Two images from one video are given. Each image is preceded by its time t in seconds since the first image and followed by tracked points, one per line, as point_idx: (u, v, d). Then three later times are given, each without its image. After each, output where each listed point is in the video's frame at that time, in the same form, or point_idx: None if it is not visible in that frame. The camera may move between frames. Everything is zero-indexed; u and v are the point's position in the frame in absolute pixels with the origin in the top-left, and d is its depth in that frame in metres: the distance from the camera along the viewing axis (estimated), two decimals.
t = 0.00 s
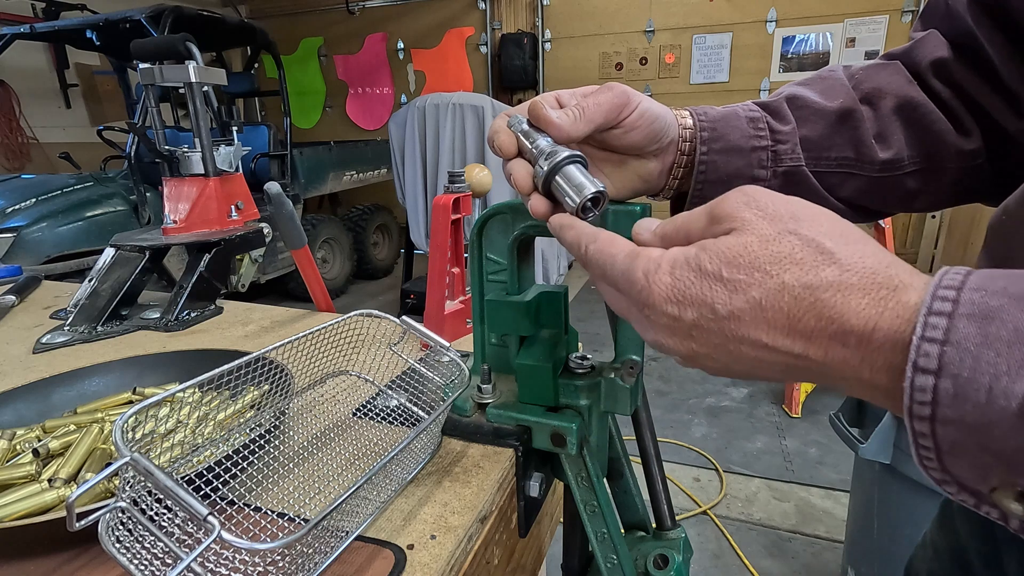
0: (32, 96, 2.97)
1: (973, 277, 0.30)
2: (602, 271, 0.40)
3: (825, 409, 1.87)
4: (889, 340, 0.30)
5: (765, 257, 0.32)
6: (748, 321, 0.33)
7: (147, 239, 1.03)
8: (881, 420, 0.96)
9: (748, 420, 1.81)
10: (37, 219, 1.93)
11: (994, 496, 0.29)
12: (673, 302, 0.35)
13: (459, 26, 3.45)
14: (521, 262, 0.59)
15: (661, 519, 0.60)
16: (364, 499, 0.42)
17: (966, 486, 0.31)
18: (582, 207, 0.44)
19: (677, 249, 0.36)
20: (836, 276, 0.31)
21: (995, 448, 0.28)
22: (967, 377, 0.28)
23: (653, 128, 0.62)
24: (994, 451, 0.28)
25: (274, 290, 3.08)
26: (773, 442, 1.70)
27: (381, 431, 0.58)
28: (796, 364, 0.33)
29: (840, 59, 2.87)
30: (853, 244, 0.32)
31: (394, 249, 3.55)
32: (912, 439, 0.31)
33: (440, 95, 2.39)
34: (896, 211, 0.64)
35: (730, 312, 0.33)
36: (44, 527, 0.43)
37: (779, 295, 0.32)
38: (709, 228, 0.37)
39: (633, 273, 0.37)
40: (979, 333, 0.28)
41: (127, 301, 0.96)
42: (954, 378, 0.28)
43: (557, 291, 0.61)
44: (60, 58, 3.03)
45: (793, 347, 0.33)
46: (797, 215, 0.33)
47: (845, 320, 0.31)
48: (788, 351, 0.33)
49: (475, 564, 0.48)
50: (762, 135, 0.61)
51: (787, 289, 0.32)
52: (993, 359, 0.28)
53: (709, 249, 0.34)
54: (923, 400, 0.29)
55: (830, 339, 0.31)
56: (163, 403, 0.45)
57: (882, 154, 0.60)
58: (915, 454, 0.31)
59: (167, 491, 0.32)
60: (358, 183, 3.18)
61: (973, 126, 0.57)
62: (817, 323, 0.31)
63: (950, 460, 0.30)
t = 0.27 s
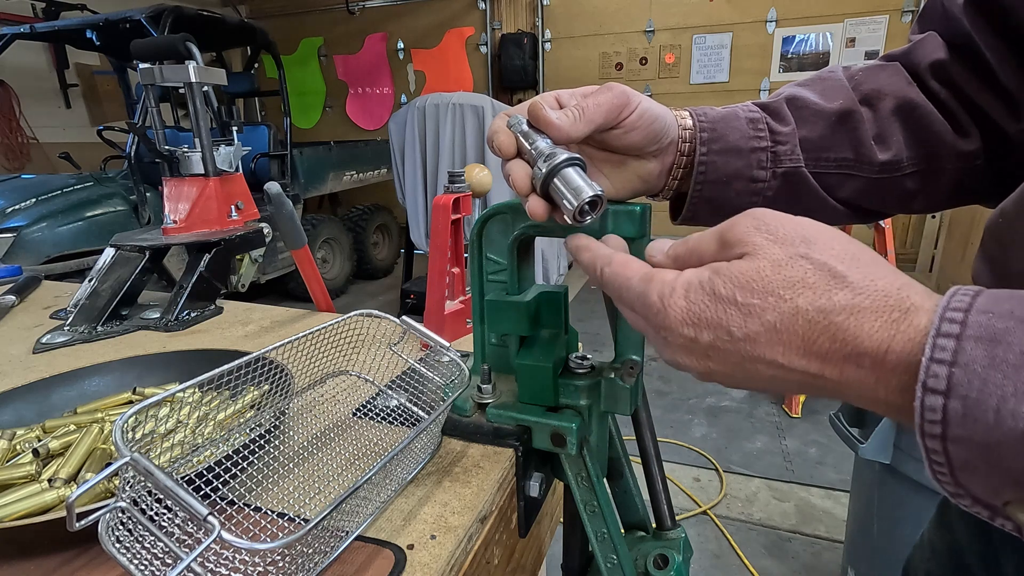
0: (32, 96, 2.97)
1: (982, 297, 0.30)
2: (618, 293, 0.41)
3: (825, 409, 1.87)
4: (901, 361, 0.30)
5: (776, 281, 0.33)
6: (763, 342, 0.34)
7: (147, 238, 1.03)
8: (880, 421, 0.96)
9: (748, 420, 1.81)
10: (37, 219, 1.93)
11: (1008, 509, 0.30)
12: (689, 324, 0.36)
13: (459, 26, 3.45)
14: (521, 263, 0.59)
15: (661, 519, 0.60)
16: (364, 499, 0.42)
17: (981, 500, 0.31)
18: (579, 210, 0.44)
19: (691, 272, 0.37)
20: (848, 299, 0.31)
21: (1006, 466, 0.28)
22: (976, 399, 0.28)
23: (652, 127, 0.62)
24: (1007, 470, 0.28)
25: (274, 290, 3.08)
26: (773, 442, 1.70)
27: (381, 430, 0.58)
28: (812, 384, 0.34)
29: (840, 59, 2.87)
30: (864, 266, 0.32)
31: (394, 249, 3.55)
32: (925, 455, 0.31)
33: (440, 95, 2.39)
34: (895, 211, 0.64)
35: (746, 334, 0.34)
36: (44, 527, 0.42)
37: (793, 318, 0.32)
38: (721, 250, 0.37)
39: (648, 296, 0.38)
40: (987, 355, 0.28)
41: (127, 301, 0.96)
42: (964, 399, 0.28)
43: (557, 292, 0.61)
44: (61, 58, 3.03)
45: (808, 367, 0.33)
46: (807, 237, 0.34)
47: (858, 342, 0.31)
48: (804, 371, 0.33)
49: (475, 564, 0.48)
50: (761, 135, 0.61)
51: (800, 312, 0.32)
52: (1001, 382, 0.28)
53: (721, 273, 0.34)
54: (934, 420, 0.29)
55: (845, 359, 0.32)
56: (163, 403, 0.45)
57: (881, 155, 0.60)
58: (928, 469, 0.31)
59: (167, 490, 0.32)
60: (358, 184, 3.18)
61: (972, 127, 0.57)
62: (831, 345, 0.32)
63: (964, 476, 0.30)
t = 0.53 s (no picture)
0: (32, 96, 2.97)
1: (980, 300, 0.30)
2: (616, 298, 0.41)
3: (825, 409, 1.87)
4: (899, 365, 0.30)
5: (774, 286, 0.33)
6: (762, 347, 0.34)
7: (147, 238, 1.03)
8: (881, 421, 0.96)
9: (748, 420, 1.81)
10: (37, 219, 1.93)
11: (1008, 513, 0.29)
12: (688, 330, 0.36)
13: (459, 26, 3.45)
14: (522, 263, 0.59)
15: (661, 519, 0.60)
16: (364, 499, 0.42)
17: (981, 504, 0.30)
18: (578, 208, 0.44)
19: (688, 278, 0.37)
20: (846, 303, 0.31)
21: (1007, 469, 0.28)
22: (975, 402, 0.28)
23: (652, 127, 0.62)
24: (1008, 474, 0.28)
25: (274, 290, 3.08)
26: (773, 442, 1.70)
27: (381, 430, 0.58)
28: (810, 388, 0.34)
29: (840, 59, 2.87)
30: (862, 270, 0.32)
31: (394, 249, 3.55)
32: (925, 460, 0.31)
33: (440, 95, 2.39)
34: (896, 213, 0.64)
35: (745, 340, 0.34)
36: (44, 527, 0.42)
37: (791, 322, 0.32)
38: (718, 256, 0.37)
39: (646, 302, 0.38)
40: (985, 358, 0.28)
41: (127, 301, 0.96)
42: (963, 402, 0.28)
43: (557, 292, 0.61)
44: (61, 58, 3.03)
45: (807, 372, 0.33)
46: (804, 241, 0.34)
47: (857, 346, 0.31)
48: (803, 375, 0.33)
49: (475, 565, 0.48)
50: (762, 136, 0.61)
51: (799, 317, 0.32)
52: (1000, 385, 0.28)
53: (719, 278, 0.34)
54: (933, 423, 0.29)
55: (843, 363, 0.32)
56: (163, 403, 0.45)
57: (882, 156, 0.60)
58: (928, 474, 0.31)
59: (167, 491, 0.32)
60: (358, 183, 3.18)
61: (972, 129, 0.57)
62: (830, 349, 0.32)
63: (964, 480, 0.30)
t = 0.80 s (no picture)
0: (32, 96, 2.97)
1: (988, 293, 0.30)
2: (613, 307, 0.41)
3: (825, 409, 1.87)
4: (906, 362, 0.31)
5: (778, 292, 0.33)
6: (769, 350, 0.34)
7: (147, 238, 1.03)
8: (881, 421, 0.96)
9: (748, 420, 1.81)
10: (37, 219, 1.93)
11: (1015, 504, 0.30)
12: (692, 335, 0.36)
13: (459, 26, 3.45)
14: (521, 263, 0.59)
15: (661, 519, 0.60)
16: (364, 499, 0.42)
17: (987, 496, 0.31)
18: (577, 208, 0.44)
19: (686, 281, 0.36)
20: (852, 304, 0.31)
21: (1013, 461, 0.28)
22: (983, 394, 0.28)
23: (652, 127, 0.62)
24: (1015, 466, 0.28)
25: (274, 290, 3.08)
26: (773, 442, 1.70)
27: (381, 430, 0.58)
28: (818, 384, 0.34)
29: (840, 59, 2.87)
30: (868, 268, 0.32)
31: (394, 249, 3.55)
32: (931, 452, 0.31)
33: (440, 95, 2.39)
34: (896, 213, 0.64)
35: (751, 343, 0.34)
36: (44, 527, 0.42)
37: (796, 325, 0.33)
38: (717, 255, 0.37)
39: (646, 309, 0.38)
40: (994, 351, 0.28)
41: (127, 301, 0.96)
42: (970, 395, 0.29)
43: (557, 292, 0.61)
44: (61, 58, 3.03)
45: (815, 371, 0.33)
46: (806, 239, 0.33)
47: (863, 346, 0.31)
48: (811, 374, 0.34)
49: (475, 565, 0.48)
50: (761, 136, 0.61)
51: (804, 319, 0.32)
52: (1008, 377, 0.28)
53: (720, 283, 0.34)
54: (940, 416, 0.29)
55: (851, 362, 0.32)
56: (163, 403, 0.45)
57: (882, 156, 0.60)
58: (934, 466, 0.31)
59: (167, 491, 0.32)
60: (358, 183, 3.18)
61: (972, 129, 0.57)
62: (837, 349, 0.32)
63: (970, 472, 0.30)
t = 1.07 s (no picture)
0: (32, 97, 2.97)
1: (990, 259, 0.30)
2: (618, 294, 0.40)
3: (825, 409, 1.87)
4: (908, 327, 0.31)
5: (787, 262, 0.33)
6: (777, 321, 0.34)
7: (147, 238, 1.03)
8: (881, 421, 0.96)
9: (748, 420, 1.81)
10: (37, 219, 1.93)
11: (1007, 466, 0.30)
12: (701, 310, 0.36)
13: (459, 26, 3.45)
14: (521, 263, 0.59)
15: (661, 519, 0.60)
16: (364, 499, 0.42)
17: (980, 457, 0.31)
18: (576, 211, 0.44)
19: (693, 256, 0.36)
20: (858, 272, 0.32)
21: (1007, 420, 0.28)
22: (978, 350, 0.29)
23: (651, 128, 0.62)
24: (1008, 424, 0.28)
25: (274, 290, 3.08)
26: (773, 442, 1.70)
27: (381, 431, 0.58)
28: (821, 351, 0.34)
29: (840, 59, 2.87)
30: (872, 238, 0.32)
31: (394, 249, 3.55)
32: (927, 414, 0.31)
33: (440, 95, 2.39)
34: (896, 213, 0.64)
35: (759, 314, 0.34)
36: (45, 527, 0.42)
37: (804, 295, 0.33)
38: (725, 226, 0.36)
39: (651, 288, 0.37)
40: (990, 310, 0.29)
41: (127, 301, 0.96)
42: (965, 351, 0.29)
43: (557, 291, 0.61)
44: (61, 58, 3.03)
45: (820, 339, 0.33)
46: (814, 209, 0.33)
47: (866, 311, 0.31)
48: (815, 342, 0.34)
49: (475, 565, 0.48)
50: (762, 135, 0.61)
51: (811, 289, 0.32)
52: (1003, 334, 0.28)
53: (727, 255, 0.34)
54: (936, 373, 0.29)
55: (856, 329, 0.32)
56: (163, 403, 0.45)
57: (882, 154, 0.60)
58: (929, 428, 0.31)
59: (167, 491, 0.32)
60: (358, 183, 3.18)
61: (972, 127, 0.57)
62: (843, 316, 0.32)
63: (964, 432, 0.30)
